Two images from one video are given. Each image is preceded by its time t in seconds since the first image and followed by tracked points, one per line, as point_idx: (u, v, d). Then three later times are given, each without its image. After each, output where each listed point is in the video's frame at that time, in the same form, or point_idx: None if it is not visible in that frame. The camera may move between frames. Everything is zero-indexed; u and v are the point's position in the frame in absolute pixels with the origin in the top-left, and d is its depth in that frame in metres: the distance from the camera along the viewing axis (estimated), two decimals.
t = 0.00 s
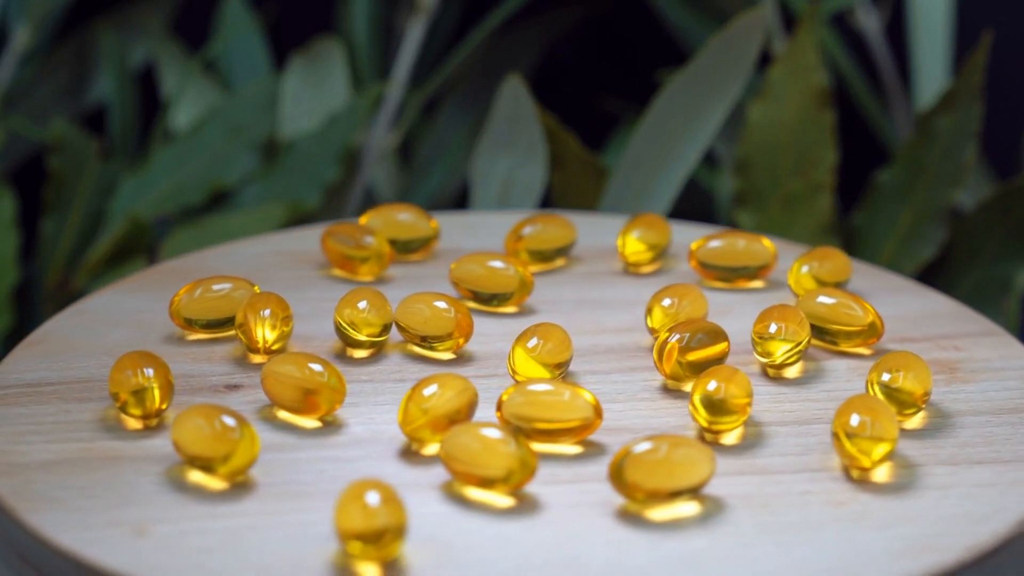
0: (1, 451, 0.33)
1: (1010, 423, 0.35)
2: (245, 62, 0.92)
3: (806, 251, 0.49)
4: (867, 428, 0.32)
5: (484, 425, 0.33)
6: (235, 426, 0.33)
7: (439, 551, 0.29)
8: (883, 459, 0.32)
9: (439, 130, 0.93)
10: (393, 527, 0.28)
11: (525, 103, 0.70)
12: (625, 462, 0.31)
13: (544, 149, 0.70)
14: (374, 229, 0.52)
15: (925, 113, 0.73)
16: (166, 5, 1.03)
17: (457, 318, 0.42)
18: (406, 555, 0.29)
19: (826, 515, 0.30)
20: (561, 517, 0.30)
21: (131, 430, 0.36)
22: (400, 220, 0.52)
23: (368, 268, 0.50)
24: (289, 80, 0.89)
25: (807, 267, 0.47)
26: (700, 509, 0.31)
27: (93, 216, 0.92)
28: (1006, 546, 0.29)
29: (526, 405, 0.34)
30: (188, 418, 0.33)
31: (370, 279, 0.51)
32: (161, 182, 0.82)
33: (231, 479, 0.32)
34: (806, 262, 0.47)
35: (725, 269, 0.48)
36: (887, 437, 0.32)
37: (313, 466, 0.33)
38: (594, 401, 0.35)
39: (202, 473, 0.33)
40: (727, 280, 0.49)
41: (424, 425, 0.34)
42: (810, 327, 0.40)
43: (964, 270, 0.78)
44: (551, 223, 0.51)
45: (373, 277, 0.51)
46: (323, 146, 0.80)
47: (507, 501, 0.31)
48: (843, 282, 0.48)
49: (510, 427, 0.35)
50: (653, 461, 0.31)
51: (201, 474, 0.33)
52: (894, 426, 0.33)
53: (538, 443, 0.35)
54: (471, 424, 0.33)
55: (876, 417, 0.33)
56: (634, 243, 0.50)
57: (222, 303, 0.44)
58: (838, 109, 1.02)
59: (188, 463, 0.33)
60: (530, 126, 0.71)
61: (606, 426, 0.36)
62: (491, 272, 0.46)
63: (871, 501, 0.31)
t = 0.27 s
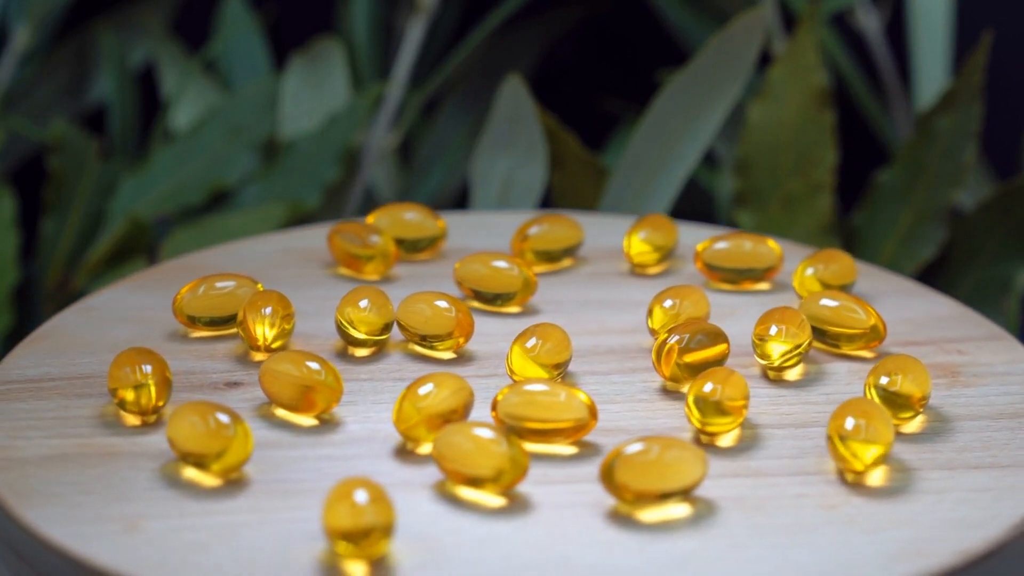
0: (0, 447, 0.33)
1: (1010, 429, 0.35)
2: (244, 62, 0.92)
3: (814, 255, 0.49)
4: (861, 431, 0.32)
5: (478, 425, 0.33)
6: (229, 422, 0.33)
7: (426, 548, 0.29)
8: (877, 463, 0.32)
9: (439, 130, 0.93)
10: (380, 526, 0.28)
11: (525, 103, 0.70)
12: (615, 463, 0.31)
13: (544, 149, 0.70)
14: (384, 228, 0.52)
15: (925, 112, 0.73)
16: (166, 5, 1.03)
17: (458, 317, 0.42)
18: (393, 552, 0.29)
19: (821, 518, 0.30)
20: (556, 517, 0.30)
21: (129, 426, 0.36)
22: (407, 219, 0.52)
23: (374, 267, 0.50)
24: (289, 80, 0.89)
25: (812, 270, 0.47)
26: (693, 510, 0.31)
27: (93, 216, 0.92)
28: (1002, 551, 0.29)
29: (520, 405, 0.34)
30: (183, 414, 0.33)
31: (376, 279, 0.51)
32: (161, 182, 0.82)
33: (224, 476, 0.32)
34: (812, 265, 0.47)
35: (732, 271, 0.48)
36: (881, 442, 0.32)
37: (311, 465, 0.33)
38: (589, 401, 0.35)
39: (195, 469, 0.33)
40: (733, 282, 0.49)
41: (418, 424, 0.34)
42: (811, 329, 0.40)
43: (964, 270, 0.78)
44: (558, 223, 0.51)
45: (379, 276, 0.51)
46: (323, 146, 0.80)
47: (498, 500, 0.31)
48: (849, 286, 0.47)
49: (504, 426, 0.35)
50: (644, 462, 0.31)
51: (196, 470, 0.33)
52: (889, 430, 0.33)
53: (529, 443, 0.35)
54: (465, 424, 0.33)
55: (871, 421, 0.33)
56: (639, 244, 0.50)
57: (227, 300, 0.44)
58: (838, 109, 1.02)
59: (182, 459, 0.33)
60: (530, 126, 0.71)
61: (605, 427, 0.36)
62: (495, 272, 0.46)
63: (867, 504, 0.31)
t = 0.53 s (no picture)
0: None
1: (1008, 434, 0.35)
2: (244, 62, 0.92)
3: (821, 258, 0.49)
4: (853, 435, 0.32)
5: (471, 425, 0.33)
6: (222, 419, 0.33)
7: (411, 546, 0.29)
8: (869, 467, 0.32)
9: (439, 130, 0.93)
10: (364, 524, 0.28)
11: (525, 103, 0.71)
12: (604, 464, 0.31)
13: (544, 149, 0.70)
14: (392, 227, 0.52)
15: (925, 112, 0.73)
16: (166, 5, 1.03)
17: (459, 317, 0.42)
18: (378, 550, 0.29)
19: (815, 521, 0.30)
20: (551, 519, 0.30)
21: (127, 421, 0.36)
22: (416, 218, 0.52)
23: (381, 266, 0.50)
24: (289, 80, 0.89)
25: (818, 272, 0.47)
26: (687, 512, 0.31)
27: (93, 216, 0.92)
28: (998, 556, 0.29)
29: (513, 404, 0.34)
30: (176, 410, 0.33)
31: (383, 278, 0.51)
32: (161, 182, 0.82)
33: (216, 473, 0.33)
34: (817, 268, 0.47)
35: (738, 273, 0.48)
36: (875, 447, 0.32)
37: (308, 464, 0.33)
38: (583, 402, 0.35)
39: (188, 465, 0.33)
40: (740, 284, 0.49)
41: (412, 421, 0.34)
42: (812, 332, 0.40)
43: (964, 270, 0.78)
44: (567, 223, 0.51)
45: (386, 275, 0.51)
46: (323, 146, 0.80)
47: (489, 500, 0.32)
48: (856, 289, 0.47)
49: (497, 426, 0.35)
50: (634, 463, 0.31)
51: (188, 465, 0.33)
52: (882, 434, 0.33)
53: (520, 443, 0.35)
54: (458, 423, 0.33)
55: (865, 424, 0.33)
56: (647, 245, 0.50)
57: (230, 296, 0.44)
58: (838, 108, 1.02)
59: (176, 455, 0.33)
60: (530, 126, 0.71)
61: (604, 429, 0.36)
62: (500, 272, 0.46)
63: (864, 509, 0.31)
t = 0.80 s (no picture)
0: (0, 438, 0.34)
1: (1007, 440, 0.35)
2: (244, 62, 0.92)
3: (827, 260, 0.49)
4: (846, 438, 0.32)
5: (464, 424, 0.33)
6: (216, 416, 0.33)
7: (398, 545, 0.29)
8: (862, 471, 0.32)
9: (439, 130, 0.93)
10: (349, 523, 0.28)
11: (525, 103, 0.70)
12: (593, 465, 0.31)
13: (544, 149, 0.70)
14: (401, 225, 0.52)
15: (925, 113, 0.73)
16: (166, 5, 1.03)
17: (461, 316, 0.42)
18: (363, 548, 0.29)
19: (810, 525, 0.30)
20: (546, 522, 0.30)
21: (125, 417, 0.36)
22: (425, 218, 0.52)
23: (387, 264, 0.50)
24: (289, 80, 0.89)
25: (823, 276, 0.47)
26: (682, 515, 0.31)
27: (93, 216, 0.92)
28: (989, 562, 0.29)
29: (507, 404, 0.34)
30: (171, 406, 0.33)
31: (389, 276, 0.51)
32: (161, 182, 0.82)
33: (209, 469, 0.33)
34: (823, 271, 0.47)
35: (746, 276, 0.48)
36: (868, 452, 0.32)
37: (305, 463, 0.34)
38: (577, 403, 0.35)
39: (181, 461, 0.33)
40: (745, 286, 0.49)
41: (405, 420, 0.34)
42: (813, 335, 0.40)
43: (964, 270, 0.78)
44: (575, 223, 0.51)
45: (393, 274, 0.51)
46: (323, 146, 0.80)
47: (481, 500, 0.32)
48: (863, 293, 0.47)
49: (491, 425, 0.35)
50: (622, 465, 0.31)
51: (182, 462, 0.33)
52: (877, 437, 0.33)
53: (514, 443, 0.35)
54: (450, 422, 0.33)
55: (858, 428, 0.33)
56: (654, 247, 0.50)
57: (235, 294, 0.44)
58: (838, 109, 1.02)
59: (169, 451, 0.33)
60: (530, 126, 0.71)
61: (603, 431, 0.36)
62: (506, 273, 0.46)
63: (861, 513, 0.31)
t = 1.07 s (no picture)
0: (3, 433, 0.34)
1: (1005, 445, 0.35)
2: (244, 61, 0.92)
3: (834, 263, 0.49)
4: (839, 441, 0.32)
5: (456, 424, 0.33)
6: (210, 413, 0.33)
7: (385, 544, 0.29)
8: (855, 475, 0.32)
9: (439, 130, 0.93)
10: (336, 522, 0.28)
11: (525, 103, 0.70)
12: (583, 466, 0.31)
13: (544, 149, 0.70)
14: (408, 225, 0.52)
15: (925, 113, 0.73)
16: (166, 5, 1.03)
17: (462, 315, 0.42)
18: (351, 545, 0.29)
19: (805, 529, 0.30)
20: (542, 526, 0.30)
21: (123, 413, 0.36)
22: (433, 218, 0.52)
23: (392, 263, 0.50)
24: (289, 80, 0.89)
25: (828, 278, 0.46)
26: (676, 517, 0.31)
27: (93, 216, 0.92)
28: (982, 568, 0.28)
29: (499, 403, 0.35)
30: (166, 403, 0.34)
31: (395, 275, 0.51)
32: (161, 182, 0.82)
33: (204, 466, 0.33)
34: (827, 274, 0.47)
35: (752, 278, 0.48)
36: (862, 455, 0.32)
37: (303, 464, 0.34)
38: (572, 404, 0.35)
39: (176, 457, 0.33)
40: (751, 288, 0.49)
41: (399, 418, 0.34)
42: (813, 337, 0.40)
43: (964, 270, 0.78)
44: (582, 224, 0.51)
45: (399, 272, 0.51)
46: (323, 146, 0.80)
47: (474, 502, 0.32)
48: (867, 296, 0.47)
49: (485, 425, 0.35)
50: (614, 466, 0.31)
51: (176, 458, 0.33)
52: (871, 439, 0.33)
53: (507, 443, 0.35)
54: (442, 422, 0.33)
55: (852, 432, 0.32)
56: (661, 248, 0.50)
57: (239, 291, 0.44)
58: (838, 108, 1.02)
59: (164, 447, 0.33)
60: (530, 125, 0.71)
61: (602, 433, 0.36)
62: (510, 274, 0.46)
63: (857, 517, 0.31)
